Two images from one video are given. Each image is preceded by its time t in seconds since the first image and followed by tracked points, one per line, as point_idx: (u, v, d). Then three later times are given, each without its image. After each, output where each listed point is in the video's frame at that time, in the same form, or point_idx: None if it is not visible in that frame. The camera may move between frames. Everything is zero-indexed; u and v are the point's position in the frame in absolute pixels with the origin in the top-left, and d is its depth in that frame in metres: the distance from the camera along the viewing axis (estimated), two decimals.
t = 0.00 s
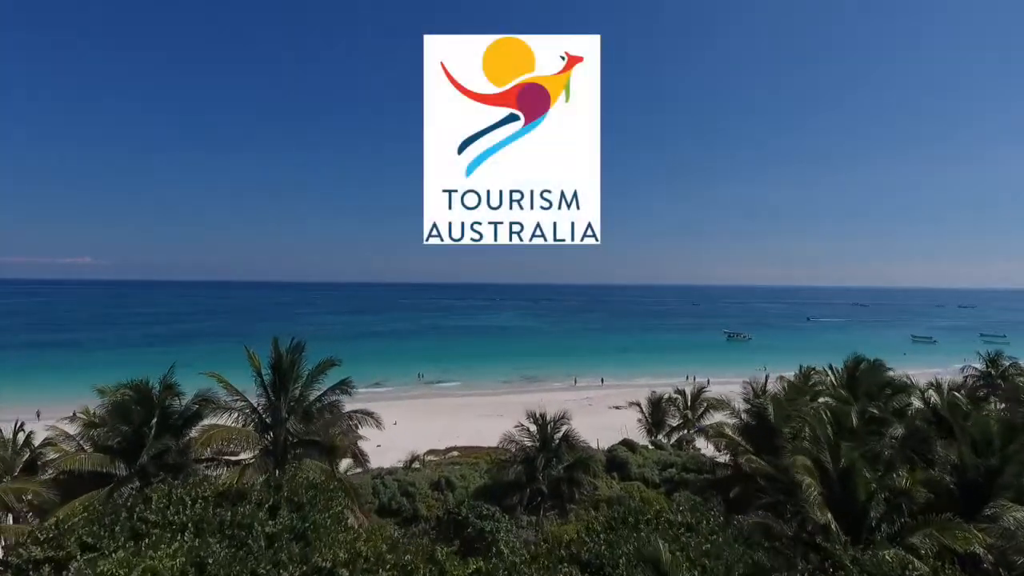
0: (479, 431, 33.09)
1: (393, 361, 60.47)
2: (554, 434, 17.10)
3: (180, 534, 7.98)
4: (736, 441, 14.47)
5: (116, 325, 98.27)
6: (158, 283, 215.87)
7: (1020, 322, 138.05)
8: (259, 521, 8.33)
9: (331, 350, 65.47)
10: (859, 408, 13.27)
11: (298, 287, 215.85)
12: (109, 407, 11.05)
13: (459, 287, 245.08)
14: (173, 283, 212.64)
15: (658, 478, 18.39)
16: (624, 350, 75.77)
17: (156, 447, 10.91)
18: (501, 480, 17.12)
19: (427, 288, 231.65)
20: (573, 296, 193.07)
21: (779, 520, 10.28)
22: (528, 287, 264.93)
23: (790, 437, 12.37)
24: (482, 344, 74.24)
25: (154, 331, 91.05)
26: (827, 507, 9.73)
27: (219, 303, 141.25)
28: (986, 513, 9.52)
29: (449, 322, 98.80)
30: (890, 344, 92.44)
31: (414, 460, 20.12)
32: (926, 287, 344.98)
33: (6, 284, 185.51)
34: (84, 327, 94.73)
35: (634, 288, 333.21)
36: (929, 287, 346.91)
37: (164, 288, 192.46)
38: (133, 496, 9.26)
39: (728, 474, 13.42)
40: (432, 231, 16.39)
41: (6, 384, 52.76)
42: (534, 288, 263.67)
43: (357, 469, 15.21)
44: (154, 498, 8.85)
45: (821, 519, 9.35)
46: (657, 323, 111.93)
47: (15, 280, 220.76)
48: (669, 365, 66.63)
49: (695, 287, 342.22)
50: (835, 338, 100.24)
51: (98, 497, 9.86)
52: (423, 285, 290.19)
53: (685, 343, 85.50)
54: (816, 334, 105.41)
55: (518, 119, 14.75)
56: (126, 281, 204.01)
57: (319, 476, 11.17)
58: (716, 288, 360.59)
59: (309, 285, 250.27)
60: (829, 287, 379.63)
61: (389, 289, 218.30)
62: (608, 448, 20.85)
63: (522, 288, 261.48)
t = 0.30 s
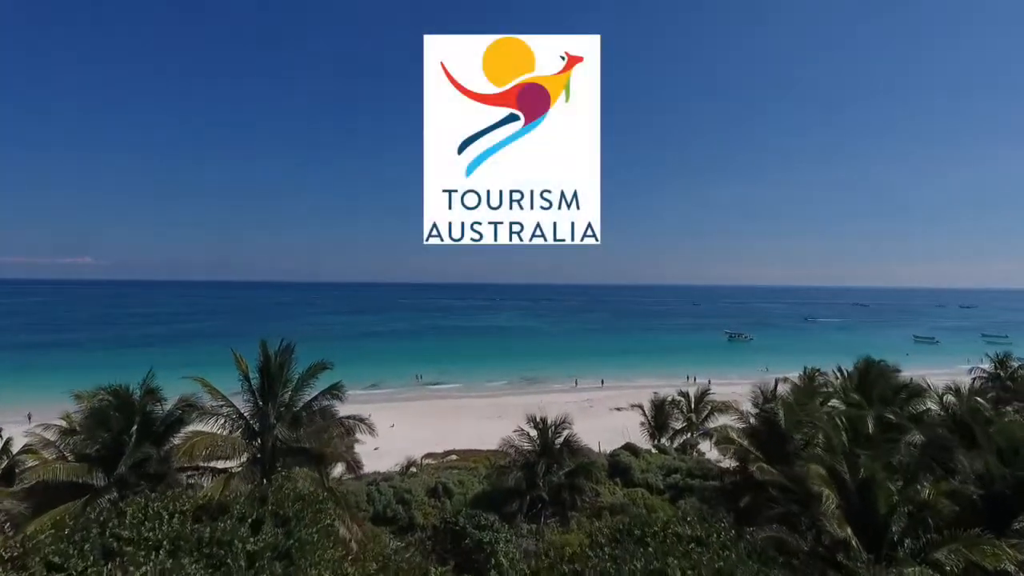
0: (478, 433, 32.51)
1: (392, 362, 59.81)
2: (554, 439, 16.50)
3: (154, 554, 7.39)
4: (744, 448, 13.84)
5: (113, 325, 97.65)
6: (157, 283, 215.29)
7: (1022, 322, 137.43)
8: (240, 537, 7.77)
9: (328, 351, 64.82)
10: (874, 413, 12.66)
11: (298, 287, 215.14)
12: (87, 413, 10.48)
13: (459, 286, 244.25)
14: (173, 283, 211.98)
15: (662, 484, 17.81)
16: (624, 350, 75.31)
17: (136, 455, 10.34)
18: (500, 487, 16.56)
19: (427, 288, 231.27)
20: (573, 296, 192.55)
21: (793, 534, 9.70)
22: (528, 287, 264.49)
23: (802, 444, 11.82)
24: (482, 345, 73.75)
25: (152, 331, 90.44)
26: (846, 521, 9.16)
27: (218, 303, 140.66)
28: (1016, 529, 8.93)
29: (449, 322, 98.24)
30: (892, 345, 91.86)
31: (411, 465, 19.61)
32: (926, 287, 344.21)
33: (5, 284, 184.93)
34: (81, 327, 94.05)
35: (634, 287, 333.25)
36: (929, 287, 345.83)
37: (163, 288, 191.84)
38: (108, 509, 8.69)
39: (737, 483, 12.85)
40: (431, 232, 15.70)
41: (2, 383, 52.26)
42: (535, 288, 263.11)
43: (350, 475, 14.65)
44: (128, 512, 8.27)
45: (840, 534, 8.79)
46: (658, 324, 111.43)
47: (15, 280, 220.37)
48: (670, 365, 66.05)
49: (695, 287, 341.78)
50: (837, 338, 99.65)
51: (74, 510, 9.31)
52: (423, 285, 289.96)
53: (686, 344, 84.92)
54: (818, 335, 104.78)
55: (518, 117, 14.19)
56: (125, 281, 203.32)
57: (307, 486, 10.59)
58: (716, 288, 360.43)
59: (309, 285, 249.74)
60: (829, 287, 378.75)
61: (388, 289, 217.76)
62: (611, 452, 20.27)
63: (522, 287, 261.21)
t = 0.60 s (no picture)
0: (479, 437, 31.86)
1: (390, 363, 59.18)
2: (555, 444, 15.92)
3: None
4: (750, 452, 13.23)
5: (110, 326, 96.87)
6: (156, 283, 214.38)
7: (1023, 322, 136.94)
8: (218, 558, 7.18)
9: (325, 352, 64.16)
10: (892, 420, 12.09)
11: (297, 287, 214.72)
12: (63, 422, 9.90)
13: (459, 286, 243.57)
14: (172, 282, 211.30)
15: (666, 491, 17.21)
16: (625, 351, 74.72)
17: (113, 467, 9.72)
18: (500, 495, 15.94)
19: (426, 288, 230.91)
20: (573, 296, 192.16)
21: (811, 551, 9.13)
22: (529, 287, 264.05)
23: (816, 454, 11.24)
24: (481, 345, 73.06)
25: (149, 332, 89.78)
26: (869, 539, 8.60)
27: (216, 303, 140.08)
28: None
29: (448, 322, 97.63)
30: (894, 345, 91.24)
31: (408, 470, 19.10)
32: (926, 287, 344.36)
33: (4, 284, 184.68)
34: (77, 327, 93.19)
35: (634, 288, 332.82)
36: (930, 287, 345.51)
37: (162, 288, 191.17)
38: (78, 527, 8.08)
39: (747, 493, 12.28)
40: (429, 235, 15.52)
41: None
42: (535, 288, 262.88)
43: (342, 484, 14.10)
44: (96, 530, 7.67)
45: (863, 553, 8.24)
46: (658, 324, 110.94)
47: (14, 280, 220.09)
48: (671, 366, 65.50)
49: (694, 287, 342.21)
50: (838, 338, 99.15)
51: (47, 527, 8.71)
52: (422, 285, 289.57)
53: (687, 344, 84.46)
54: (819, 335, 104.28)
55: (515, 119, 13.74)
56: (124, 281, 202.77)
57: (295, 498, 10.00)
58: (716, 288, 360.19)
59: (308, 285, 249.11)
60: (830, 287, 378.67)
61: (388, 289, 217.27)
62: (613, 457, 19.69)
63: (522, 288, 260.82)
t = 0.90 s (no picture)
0: (478, 439, 31.39)
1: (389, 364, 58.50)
2: (556, 450, 15.21)
3: None
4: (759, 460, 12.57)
5: (108, 326, 96.33)
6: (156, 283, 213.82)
7: None
8: None
9: (323, 353, 63.72)
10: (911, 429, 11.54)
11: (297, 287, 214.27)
12: (37, 431, 9.38)
13: (460, 286, 242.77)
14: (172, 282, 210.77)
15: (671, 498, 16.61)
16: (625, 351, 74.36)
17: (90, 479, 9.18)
18: (500, 503, 15.35)
19: (426, 288, 230.31)
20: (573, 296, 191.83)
21: (832, 570, 8.62)
22: (528, 287, 263.57)
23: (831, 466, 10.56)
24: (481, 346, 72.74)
25: (147, 332, 89.27)
26: (895, 560, 8.09)
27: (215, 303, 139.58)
28: None
29: (447, 322, 97.22)
30: (895, 345, 90.94)
31: (403, 476, 18.56)
32: (926, 287, 343.72)
33: (4, 284, 184.18)
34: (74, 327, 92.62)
35: (634, 288, 332.20)
36: (930, 287, 345.27)
37: (161, 287, 190.59)
38: (45, 547, 7.53)
39: (758, 505, 11.67)
40: (430, 234, 16.09)
41: None
42: (535, 288, 262.44)
43: (335, 495, 13.50)
44: (63, 551, 7.10)
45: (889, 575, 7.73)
46: (658, 324, 110.65)
47: (14, 279, 219.72)
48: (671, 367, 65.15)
49: (694, 288, 341.81)
50: (839, 338, 98.83)
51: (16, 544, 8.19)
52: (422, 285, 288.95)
53: (688, 345, 84.16)
54: (820, 335, 103.93)
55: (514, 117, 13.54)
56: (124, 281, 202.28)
57: (281, 514, 9.43)
58: (716, 287, 359.78)
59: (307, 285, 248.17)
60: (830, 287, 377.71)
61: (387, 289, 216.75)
62: (616, 463, 19.09)
63: (522, 288, 260.29)
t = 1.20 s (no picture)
0: (476, 441, 30.92)
1: (388, 364, 57.88)
2: (557, 457, 14.52)
3: None
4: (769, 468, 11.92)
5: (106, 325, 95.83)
6: (155, 283, 213.18)
7: None
8: None
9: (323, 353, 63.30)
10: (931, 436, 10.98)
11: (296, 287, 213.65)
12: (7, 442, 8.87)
13: (460, 287, 242.06)
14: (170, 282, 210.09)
15: (676, 506, 16.02)
16: (626, 352, 73.93)
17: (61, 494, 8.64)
18: (499, 512, 14.74)
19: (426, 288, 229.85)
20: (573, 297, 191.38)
21: None
22: (528, 287, 263.05)
23: (846, 475, 9.94)
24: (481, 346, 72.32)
25: (145, 332, 88.79)
26: None
27: (214, 303, 139.11)
28: None
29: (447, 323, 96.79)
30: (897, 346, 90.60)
31: (399, 483, 17.97)
32: (928, 287, 343.64)
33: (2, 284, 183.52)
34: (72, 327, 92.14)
35: (634, 288, 332.21)
36: (931, 287, 344.92)
37: (160, 287, 189.89)
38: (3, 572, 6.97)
39: (771, 517, 11.07)
40: (430, 234, 16.15)
41: None
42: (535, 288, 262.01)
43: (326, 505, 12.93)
44: None
45: None
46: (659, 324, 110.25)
47: (13, 279, 219.06)
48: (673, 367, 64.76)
49: (695, 287, 341.74)
50: (841, 339, 98.42)
51: None
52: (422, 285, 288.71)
53: (688, 345, 83.81)
54: (821, 335, 103.51)
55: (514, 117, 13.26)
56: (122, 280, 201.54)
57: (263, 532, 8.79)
58: (716, 287, 359.34)
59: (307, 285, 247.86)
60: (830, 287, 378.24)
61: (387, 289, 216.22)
62: (619, 470, 18.50)
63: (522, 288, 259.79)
